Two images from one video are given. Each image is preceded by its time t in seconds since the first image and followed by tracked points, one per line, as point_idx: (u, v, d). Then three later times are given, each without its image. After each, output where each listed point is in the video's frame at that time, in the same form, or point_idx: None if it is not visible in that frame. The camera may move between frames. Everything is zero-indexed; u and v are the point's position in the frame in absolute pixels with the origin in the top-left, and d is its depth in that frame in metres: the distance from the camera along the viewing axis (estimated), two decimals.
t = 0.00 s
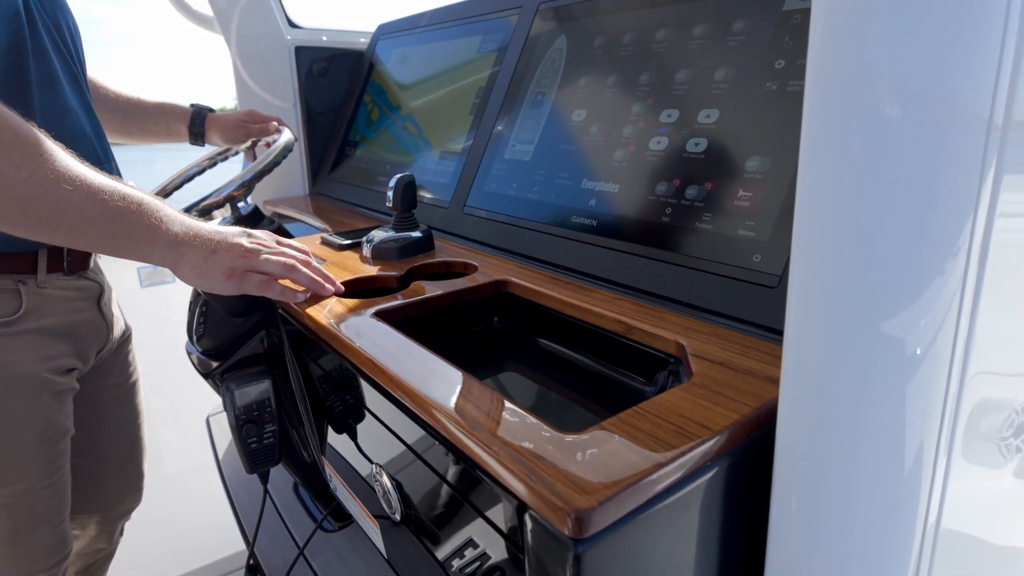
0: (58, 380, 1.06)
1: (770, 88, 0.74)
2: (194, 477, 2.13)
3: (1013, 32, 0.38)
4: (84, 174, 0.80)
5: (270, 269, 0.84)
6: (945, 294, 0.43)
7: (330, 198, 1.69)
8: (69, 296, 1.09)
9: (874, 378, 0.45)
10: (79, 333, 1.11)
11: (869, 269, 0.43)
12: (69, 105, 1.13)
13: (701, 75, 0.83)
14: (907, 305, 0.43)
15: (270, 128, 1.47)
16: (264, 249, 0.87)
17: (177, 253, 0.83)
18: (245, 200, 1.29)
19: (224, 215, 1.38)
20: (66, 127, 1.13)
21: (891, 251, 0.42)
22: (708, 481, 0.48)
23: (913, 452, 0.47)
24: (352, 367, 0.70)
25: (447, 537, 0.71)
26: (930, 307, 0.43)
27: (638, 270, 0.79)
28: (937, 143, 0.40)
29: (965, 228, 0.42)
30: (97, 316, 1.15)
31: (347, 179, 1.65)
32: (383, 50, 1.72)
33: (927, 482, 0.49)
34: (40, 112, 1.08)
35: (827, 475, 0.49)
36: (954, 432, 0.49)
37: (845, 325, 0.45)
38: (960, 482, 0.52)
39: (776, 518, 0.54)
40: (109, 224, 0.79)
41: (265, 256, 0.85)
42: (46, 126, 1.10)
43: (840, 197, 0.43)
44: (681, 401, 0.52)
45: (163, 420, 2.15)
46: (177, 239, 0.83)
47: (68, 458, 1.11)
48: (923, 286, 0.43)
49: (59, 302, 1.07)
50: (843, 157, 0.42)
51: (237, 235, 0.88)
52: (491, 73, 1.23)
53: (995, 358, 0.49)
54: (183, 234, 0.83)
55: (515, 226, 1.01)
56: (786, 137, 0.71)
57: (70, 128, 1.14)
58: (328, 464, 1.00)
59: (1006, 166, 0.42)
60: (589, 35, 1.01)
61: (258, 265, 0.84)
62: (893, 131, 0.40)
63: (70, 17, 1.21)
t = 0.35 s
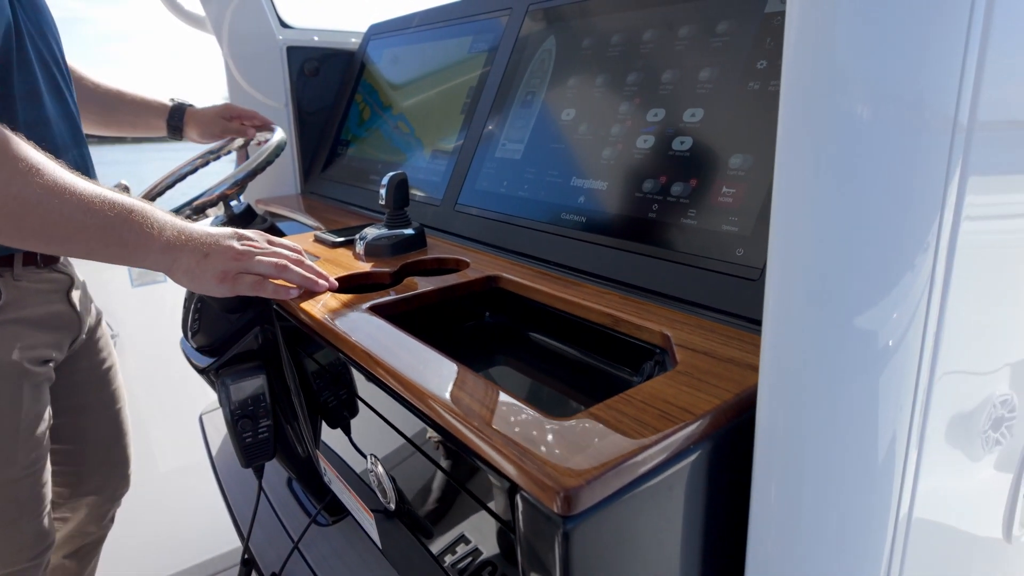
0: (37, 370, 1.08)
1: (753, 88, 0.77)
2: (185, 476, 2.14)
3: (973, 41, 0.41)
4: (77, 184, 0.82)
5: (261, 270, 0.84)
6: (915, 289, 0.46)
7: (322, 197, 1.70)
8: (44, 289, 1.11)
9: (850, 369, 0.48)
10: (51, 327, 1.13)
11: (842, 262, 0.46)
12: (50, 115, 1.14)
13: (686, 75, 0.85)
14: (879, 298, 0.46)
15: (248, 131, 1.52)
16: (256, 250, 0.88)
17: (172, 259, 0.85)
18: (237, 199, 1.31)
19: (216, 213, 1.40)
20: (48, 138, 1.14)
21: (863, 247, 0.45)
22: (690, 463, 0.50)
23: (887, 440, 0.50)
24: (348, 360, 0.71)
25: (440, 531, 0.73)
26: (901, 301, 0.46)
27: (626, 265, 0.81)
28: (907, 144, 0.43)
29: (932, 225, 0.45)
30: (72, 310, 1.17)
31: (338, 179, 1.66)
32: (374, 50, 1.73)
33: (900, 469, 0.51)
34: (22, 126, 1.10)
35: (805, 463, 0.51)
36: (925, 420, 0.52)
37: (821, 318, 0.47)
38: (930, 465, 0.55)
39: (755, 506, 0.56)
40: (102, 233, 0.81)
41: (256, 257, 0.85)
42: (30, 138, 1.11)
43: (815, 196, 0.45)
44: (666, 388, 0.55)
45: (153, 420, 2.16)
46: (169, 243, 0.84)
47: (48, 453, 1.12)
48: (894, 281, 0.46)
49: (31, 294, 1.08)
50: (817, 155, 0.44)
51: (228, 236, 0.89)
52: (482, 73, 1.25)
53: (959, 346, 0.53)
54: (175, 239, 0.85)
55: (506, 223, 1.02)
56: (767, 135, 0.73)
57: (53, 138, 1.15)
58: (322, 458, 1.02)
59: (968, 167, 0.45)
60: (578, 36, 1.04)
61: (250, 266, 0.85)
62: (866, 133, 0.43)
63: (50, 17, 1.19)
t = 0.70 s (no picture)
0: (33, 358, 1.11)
1: (733, 87, 0.79)
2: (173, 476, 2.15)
3: (938, 46, 0.43)
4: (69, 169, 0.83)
5: (246, 269, 0.85)
6: (887, 284, 0.48)
7: (310, 195, 1.70)
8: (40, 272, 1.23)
9: (824, 361, 0.50)
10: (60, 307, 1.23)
11: (816, 256, 0.48)
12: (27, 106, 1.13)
13: (669, 74, 0.87)
14: (853, 293, 0.48)
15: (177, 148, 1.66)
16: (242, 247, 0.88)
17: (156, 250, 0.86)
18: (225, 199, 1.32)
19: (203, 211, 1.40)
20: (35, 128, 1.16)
21: (837, 243, 0.47)
22: (672, 449, 0.52)
23: (861, 430, 0.52)
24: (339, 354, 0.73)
25: (431, 525, 0.74)
26: (873, 296, 0.48)
27: (611, 261, 0.83)
28: (877, 144, 0.44)
29: (903, 223, 0.47)
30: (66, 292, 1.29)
31: (326, 178, 1.67)
32: (361, 49, 1.74)
33: (874, 459, 0.53)
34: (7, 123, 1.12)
35: (783, 452, 0.53)
36: (898, 412, 0.54)
37: (797, 311, 0.49)
38: (902, 452, 0.57)
39: (735, 495, 0.58)
40: (86, 217, 0.82)
41: (242, 255, 0.86)
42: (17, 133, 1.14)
43: (790, 193, 0.47)
44: (648, 377, 0.56)
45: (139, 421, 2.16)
46: (154, 233, 0.85)
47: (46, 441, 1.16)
48: (867, 275, 0.47)
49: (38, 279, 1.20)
50: (790, 154, 0.47)
51: (216, 229, 0.89)
52: (468, 72, 1.27)
53: (930, 339, 0.55)
54: (160, 229, 0.85)
55: (494, 220, 1.04)
56: (747, 132, 0.75)
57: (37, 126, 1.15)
58: (312, 453, 1.02)
59: (936, 167, 0.47)
60: (563, 36, 1.05)
61: (236, 264, 0.86)
62: (838, 132, 0.45)
63: None
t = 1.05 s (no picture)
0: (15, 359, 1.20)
1: (712, 86, 0.80)
2: (158, 479, 2.15)
3: (905, 49, 0.45)
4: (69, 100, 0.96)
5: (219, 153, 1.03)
6: (859, 280, 0.49)
7: (294, 195, 1.70)
8: (19, 269, 1.34)
9: (799, 354, 0.51)
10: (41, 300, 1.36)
11: (790, 254, 0.49)
12: None
13: (650, 74, 0.88)
14: (826, 289, 0.49)
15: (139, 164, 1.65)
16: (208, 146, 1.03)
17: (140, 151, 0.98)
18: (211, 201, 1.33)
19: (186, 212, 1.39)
20: None
21: (810, 240, 0.48)
22: (653, 440, 0.53)
23: (835, 423, 0.53)
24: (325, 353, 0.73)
25: (419, 522, 0.74)
26: (846, 292, 0.50)
27: (593, 259, 0.84)
28: (848, 144, 0.46)
29: (873, 220, 0.48)
30: (44, 287, 1.41)
31: (311, 178, 1.67)
32: (345, 49, 1.74)
33: (848, 451, 0.55)
34: None
35: (760, 445, 0.54)
36: (871, 404, 0.56)
37: (772, 307, 0.51)
38: (877, 444, 0.58)
39: (714, 488, 0.59)
40: (87, 140, 0.95)
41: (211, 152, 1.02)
42: None
43: (765, 192, 0.49)
44: (630, 370, 0.58)
45: (122, 425, 2.15)
46: (133, 142, 0.97)
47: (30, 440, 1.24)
48: (840, 272, 0.49)
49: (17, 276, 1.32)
50: (765, 155, 0.48)
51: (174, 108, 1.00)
52: (452, 72, 1.27)
53: (902, 335, 0.56)
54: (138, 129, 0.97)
55: (479, 219, 1.05)
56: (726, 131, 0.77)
57: None
58: (298, 453, 1.03)
59: (905, 167, 0.49)
60: (546, 37, 1.07)
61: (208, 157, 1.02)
62: (810, 132, 0.46)
63: None
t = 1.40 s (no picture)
0: None
1: (690, 88, 0.82)
2: (141, 484, 2.14)
3: (872, 54, 0.47)
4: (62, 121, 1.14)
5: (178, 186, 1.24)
6: (831, 278, 0.51)
7: (278, 197, 1.69)
8: None
9: (774, 351, 0.52)
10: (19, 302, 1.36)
11: (764, 253, 0.50)
12: None
13: (630, 76, 0.89)
14: (799, 287, 0.51)
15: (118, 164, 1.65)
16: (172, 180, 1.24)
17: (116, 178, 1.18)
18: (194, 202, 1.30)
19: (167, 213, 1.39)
20: None
21: (784, 239, 0.50)
22: (632, 437, 0.54)
23: (810, 418, 0.55)
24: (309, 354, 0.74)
25: (405, 523, 0.74)
26: (819, 290, 0.51)
27: (575, 259, 0.85)
28: (820, 146, 0.47)
29: (843, 220, 0.50)
30: (21, 288, 1.40)
31: (294, 179, 1.66)
32: (329, 50, 1.74)
33: (823, 445, 0.56)
34: None
35: (738, 440, 0.55)
36: (846, 400, 0.57)
37: (748, 305, 0.52)
38: (852, 438, 0.60)
39: (693, 483, 0.61)
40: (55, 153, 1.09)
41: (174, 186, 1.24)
42: None
43: (739, 194, 0.50)
44: (610, 367, 0.59)
45: (104, 431, 2.13)
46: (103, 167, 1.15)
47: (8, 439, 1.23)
48: (812, 271, 0.50)
49: None
50: (739, 157, 0.49)
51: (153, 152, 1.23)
52: (436, 74, 1.28)
53: (875, 331, 0.58)
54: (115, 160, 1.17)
55: (463, 220, 1.05)
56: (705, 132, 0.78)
57: None
58: (282, 455, 1.02)
59: (874, 169, 0.50)
60: (528, 39, 1.08)
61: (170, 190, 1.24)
62: (781, 135, 0.47)
63: None
